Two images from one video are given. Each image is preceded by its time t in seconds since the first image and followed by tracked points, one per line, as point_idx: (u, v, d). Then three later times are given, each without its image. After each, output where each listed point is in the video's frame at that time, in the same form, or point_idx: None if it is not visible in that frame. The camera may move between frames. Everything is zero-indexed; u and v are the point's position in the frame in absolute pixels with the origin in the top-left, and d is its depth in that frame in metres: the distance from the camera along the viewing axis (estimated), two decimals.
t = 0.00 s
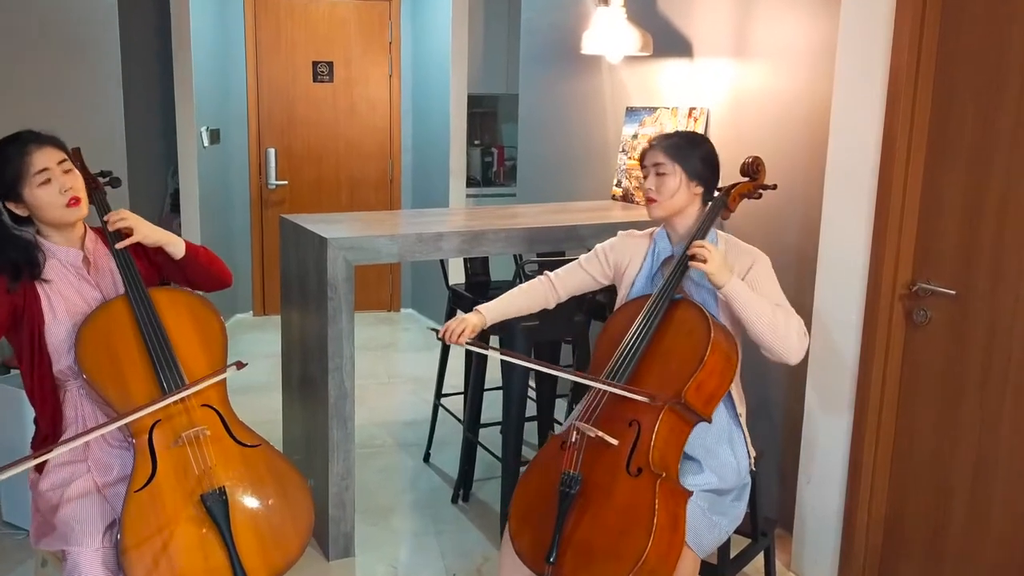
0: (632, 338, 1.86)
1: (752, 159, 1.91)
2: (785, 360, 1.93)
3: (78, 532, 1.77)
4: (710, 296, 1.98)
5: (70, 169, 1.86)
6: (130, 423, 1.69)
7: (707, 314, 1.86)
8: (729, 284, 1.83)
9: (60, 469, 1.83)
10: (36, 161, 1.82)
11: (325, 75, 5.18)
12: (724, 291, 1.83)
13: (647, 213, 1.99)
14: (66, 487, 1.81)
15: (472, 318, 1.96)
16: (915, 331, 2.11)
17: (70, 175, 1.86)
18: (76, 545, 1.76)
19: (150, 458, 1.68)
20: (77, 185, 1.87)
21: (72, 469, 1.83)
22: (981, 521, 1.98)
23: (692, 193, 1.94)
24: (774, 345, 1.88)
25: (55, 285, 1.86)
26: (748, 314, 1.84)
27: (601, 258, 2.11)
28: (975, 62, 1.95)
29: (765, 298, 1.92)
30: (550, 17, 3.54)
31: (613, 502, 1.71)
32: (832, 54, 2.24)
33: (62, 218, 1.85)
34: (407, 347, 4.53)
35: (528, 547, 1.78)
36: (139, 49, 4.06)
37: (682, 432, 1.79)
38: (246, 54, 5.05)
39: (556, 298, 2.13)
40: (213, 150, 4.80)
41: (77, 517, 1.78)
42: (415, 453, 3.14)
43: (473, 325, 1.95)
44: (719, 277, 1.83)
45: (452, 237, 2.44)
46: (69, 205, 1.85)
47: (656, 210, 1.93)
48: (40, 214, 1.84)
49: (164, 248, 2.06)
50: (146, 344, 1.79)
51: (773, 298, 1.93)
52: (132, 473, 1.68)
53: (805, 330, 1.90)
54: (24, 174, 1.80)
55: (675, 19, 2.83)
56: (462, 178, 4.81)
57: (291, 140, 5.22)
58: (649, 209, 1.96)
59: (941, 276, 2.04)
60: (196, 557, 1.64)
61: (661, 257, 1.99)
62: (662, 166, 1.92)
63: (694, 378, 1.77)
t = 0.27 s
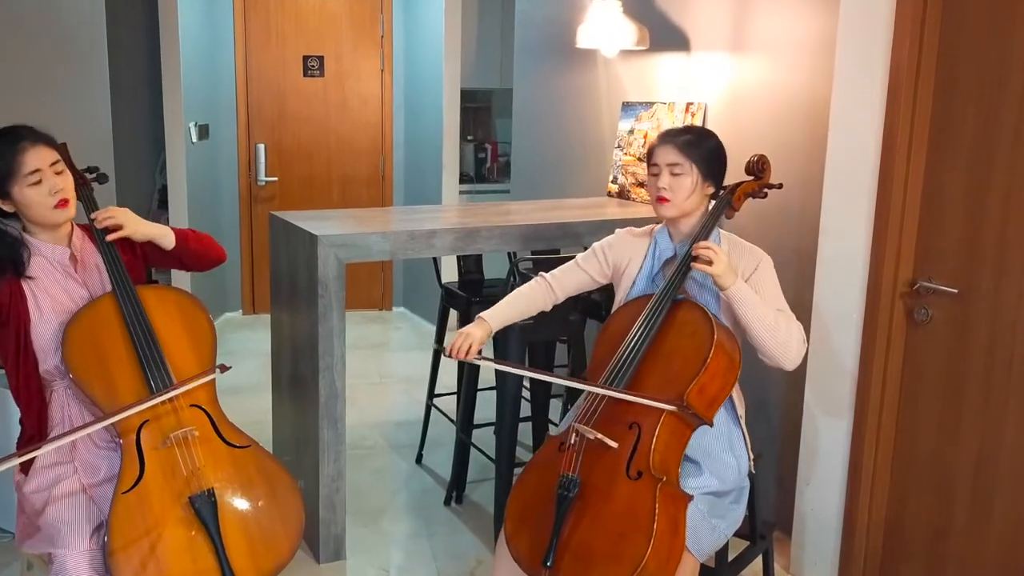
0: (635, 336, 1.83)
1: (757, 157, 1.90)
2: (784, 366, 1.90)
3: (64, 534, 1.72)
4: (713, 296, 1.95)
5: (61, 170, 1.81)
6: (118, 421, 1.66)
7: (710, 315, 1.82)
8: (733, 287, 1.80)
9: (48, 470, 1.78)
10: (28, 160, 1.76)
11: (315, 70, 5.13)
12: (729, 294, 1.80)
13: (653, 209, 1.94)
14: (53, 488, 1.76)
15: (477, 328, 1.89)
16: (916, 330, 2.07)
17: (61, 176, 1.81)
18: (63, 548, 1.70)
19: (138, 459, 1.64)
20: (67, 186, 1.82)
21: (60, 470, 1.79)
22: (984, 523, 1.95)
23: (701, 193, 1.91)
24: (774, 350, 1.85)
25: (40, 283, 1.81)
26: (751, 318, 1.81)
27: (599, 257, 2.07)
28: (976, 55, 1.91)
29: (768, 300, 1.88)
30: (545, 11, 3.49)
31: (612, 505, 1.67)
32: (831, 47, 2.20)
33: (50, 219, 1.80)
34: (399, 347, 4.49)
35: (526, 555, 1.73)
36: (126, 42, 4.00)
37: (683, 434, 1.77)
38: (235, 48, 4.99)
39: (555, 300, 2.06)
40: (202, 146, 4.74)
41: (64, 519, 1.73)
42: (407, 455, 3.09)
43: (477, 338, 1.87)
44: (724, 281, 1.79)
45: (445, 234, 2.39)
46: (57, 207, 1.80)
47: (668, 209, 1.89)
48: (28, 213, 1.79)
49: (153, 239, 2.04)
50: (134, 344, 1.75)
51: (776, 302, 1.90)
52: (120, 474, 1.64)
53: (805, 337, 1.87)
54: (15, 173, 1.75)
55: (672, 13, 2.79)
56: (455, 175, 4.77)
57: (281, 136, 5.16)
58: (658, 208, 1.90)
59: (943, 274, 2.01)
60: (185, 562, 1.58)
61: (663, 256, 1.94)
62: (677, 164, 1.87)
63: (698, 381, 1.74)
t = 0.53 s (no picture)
0: (627, 333, 1.78)
1: (753, 153, 1.87)
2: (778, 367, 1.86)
3: (51, 537, 1.67)
4: (708, 295, 1.91)
5: (51, 171, 1.76)
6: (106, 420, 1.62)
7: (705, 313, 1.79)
8: (728, 286, 1.76)
9: (32, 471, 1.73)
10: (17, 161, 1.71)
11: (305, 64, 5.06)
12: (724, 293, 1.76)
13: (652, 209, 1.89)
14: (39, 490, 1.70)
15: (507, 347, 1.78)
16: (918, 329, 2.04)
17: (51, 177, 1.75)
18: (50, 551, 1.66)
19: (127, 460, 1.60)
20: (55, 188, 1.76)
21: (46, 470, 1.73)
22: (986, 526, 1.91)
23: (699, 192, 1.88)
24: (768, 352, 1.80)
25: (27, 280, 1.77)
26: (746, 317, 1.76)
27: (592, 254, 2.00)
28: (979, 48, 1.88)
29: (763, 300, 1.84)
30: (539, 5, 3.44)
31: (607, 506, 1.64)
32: (831, 40, 2.16)
33: (36, 220, 1.75)
34: (391, 346, 4.44)
35: (518, 557, 1.69)
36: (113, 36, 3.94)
37: (678, 435, 1.73)
38: (224, 43, 4.92)
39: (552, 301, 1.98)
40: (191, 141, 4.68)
41: (51, 521, 1.68)
42: (399, 456, 3.05)
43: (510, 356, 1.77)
44: (719, 279, 1.75)
45: (437, 231, 2.35)
46: (42, 209, 1.74)
47: (671, 212, 1.85)
48: (14, 212, 1.74)
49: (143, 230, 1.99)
50: (123, 343, 1.71)
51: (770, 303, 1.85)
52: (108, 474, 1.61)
53: (795, 339, 1.83)
54: (3, 172, 1.70)
55: (669, 5, 2.74)
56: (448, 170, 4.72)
57: (271, 131, 5.10)
58: (660, 211, 1.86)
59: (944, 272, 1.97)
60: (174, 565, 1.55)
61: (656, 256, 1.90)
62: (681, 167, 1.82)
63: (692, 379, 1.70)
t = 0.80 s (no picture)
0: (621, 332, 1.74)
1: (750, 148, 1.83)
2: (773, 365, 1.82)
3: (37, 538, 1.62)
4: (705, 293, 1.86)
5: (46, 167, 1.72)
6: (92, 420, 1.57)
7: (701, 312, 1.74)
8: (725, 284, 1.72)
9: (17, 471, 1.68)
10: (15, 156, 1.66)
11: (294, 57, 5.01)
12: (720, 291, 1.72)
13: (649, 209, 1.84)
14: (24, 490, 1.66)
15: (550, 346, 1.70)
16: (919, 328, 2.00)
17: (46, 174, 1.71)
18: (35, 553, 1.61)
19: (114, 460, 1.56)
20: (50, 185, 1.72)
21: (31, 470, 1.68)
22: (989, 529, 1.88)
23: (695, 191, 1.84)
24: (765, 352, 1.76)
25: (14, 277, 1.72)
26: (744, 318, 1.72)
27: (593, 252, 1.93)
28: (982, 42, 1.84)
29: (761, 299, 1.80)
30: None
31: (602, 509, 1.61)
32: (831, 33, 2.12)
33: (28, 216, 1.70)
34: (382, 345, 4.40)
35: (512, 561, 1.65)
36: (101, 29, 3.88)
37: (673, 436, 1.70)
38: (212, 37, 4.86)
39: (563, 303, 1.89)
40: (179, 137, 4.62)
41: (36, 523, 1.63)
42: (391, 458, 3.00)
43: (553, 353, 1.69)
44: (716, 278, 1.72)
45: (430, 229, 2.31)
46: (36, 206, 1.70)
47: (670, 214, 1.80)
48: (5, 208, 1.69)
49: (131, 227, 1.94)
50: (112, 341, 1.66)
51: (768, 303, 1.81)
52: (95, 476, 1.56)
53: (791, 337, 1.78)
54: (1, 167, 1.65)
55: None
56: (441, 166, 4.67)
57: (261, 127, 5.03)
58: (659, 212, 1.81)
59: (946, 269, 1.94)
60: (163, 569, 1.51)
61: (652, 253, 1.87)
62: (680, 168, 1.77)
63: (689, 379, 1.67)
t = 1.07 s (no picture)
0: (618, 332, 1.70)
1: (749, 145, 1.80)
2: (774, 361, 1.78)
3: (24, 541, 1.57)
4: (703, 290, 1.82)
5: (32, 165, 1.68)
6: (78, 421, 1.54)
7: (700, 311, 1.70)
8: (725, 283, 1.68)
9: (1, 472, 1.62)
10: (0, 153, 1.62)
11: (284, 51, 4.93)
12: (720, 290, 1.68)
13: (648, 210, 1.79)
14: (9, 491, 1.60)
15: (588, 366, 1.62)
16: (920, 327, 1.96)
17: (31, 172, 1.67)
18: (22, 555, 1.56)
19: (101, 460, 1.52)
20: (35, 183, 1.68)
21: (16, 471, 1.63)
22: (992, 531, 1.85)
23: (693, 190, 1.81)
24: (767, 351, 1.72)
25: None
26: (745, 317, 1.68)
27: (591, 257, 1.86)
28: (985, 34, 1.81)
29: (761, 296, 1.76)
30: None
31: (599, 512, 1.57)
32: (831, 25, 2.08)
33: (12, 214, 1.66)
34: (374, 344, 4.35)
35: (506, 565, 1.61)
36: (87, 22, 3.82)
37: (672, 437, 1.66)
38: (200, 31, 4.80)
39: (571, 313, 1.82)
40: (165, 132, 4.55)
41: (21, 525, 1.58)
42: (382, 459, 2.95)
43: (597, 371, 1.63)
44: (716, 277, 1.67)
45: (422, 226, 2.26)
46: (21, 204, 1.66)
47: (671, 213, 1.76)
48: None
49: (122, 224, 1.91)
50: (99, 340, 1.62)
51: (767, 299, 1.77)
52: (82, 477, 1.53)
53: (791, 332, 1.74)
54: None
55: None
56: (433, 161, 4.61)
57: (249, 125, 4.98)
58: (660, 212, 1.76)
59: (948, 267, 1.90)
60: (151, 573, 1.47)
61: (647, 252, 1.82)
62: (683, 167, 1.74)
63: (688, 379, 1.63)
